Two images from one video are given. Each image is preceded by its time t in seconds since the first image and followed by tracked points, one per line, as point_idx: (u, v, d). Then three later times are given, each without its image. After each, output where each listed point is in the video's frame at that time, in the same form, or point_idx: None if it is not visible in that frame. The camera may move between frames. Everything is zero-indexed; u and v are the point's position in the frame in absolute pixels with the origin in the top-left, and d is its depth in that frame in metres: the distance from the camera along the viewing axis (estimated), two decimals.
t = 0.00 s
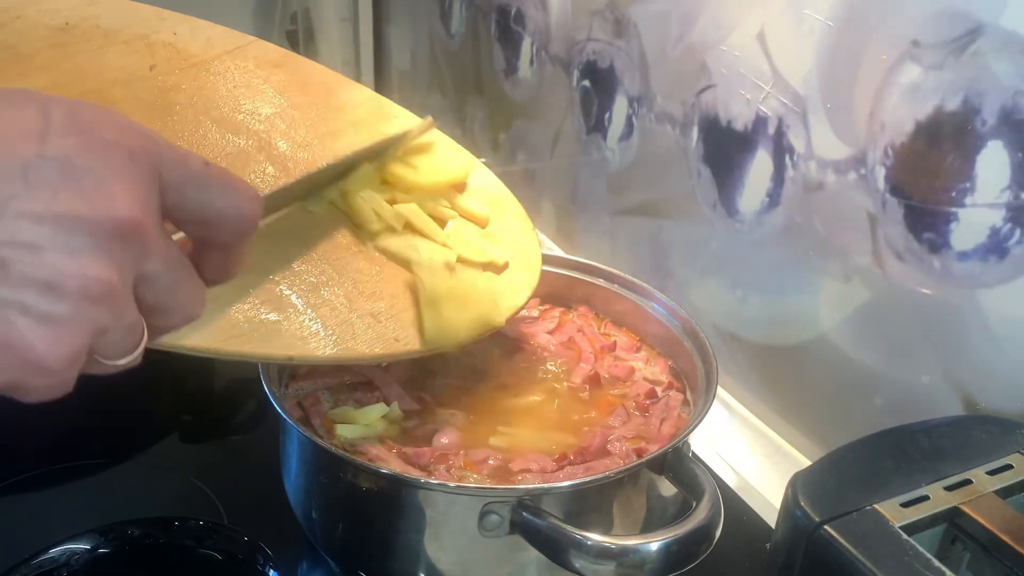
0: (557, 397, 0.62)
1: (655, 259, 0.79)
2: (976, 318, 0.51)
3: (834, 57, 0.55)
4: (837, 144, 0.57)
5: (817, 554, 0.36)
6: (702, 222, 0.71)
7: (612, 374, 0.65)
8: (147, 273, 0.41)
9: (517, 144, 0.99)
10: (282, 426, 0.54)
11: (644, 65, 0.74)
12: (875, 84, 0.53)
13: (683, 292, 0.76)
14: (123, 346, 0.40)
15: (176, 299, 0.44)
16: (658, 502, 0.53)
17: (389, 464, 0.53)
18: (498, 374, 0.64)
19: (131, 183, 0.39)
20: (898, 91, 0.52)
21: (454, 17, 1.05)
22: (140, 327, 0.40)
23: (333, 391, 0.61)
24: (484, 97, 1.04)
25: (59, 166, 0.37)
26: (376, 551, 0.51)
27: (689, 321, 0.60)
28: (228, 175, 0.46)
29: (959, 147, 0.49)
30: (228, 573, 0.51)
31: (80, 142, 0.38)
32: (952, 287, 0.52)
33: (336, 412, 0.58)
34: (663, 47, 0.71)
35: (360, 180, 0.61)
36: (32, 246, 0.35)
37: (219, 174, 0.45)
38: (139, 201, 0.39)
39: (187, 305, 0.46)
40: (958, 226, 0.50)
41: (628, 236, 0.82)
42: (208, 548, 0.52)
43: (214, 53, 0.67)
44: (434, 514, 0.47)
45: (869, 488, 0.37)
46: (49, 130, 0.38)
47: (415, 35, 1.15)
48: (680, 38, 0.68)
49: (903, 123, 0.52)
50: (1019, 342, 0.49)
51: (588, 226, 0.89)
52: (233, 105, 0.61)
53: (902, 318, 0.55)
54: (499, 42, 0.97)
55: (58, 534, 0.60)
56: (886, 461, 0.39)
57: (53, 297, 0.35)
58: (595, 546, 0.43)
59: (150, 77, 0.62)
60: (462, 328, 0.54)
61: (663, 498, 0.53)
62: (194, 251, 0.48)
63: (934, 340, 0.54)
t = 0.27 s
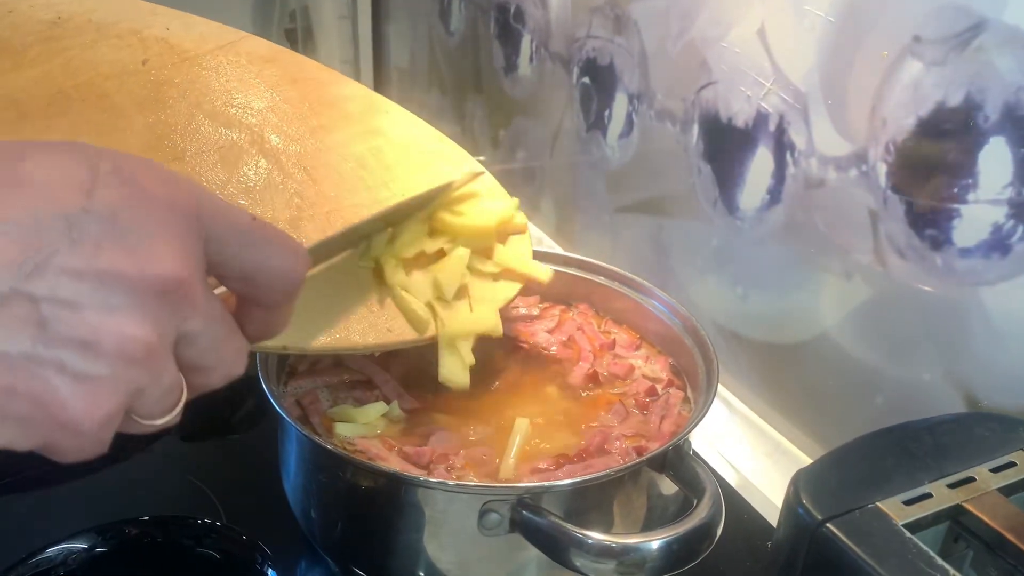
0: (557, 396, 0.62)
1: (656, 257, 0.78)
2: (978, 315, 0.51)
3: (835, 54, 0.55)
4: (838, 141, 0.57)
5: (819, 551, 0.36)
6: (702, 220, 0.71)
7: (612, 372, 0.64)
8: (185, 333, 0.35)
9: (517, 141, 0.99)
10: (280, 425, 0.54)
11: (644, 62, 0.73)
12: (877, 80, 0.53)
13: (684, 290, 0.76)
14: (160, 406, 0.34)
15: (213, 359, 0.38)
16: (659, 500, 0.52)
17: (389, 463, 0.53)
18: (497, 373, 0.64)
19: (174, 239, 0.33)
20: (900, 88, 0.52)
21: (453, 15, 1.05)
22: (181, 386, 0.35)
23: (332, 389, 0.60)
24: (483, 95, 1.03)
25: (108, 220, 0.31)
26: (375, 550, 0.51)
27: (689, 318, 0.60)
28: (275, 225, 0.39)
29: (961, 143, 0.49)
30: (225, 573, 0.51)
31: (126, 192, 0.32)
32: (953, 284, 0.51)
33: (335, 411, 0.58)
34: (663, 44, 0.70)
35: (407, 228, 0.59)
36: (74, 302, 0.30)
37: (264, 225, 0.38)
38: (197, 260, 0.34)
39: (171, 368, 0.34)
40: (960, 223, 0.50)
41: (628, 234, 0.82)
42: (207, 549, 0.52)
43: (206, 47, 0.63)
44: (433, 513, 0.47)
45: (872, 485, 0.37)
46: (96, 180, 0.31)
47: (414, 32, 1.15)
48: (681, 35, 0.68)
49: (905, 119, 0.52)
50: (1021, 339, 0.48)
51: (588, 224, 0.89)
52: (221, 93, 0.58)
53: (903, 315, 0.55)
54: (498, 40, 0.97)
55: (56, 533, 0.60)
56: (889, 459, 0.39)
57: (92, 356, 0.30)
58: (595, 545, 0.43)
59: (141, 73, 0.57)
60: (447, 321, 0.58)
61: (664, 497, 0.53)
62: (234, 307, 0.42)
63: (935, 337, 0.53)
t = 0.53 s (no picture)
0: (562, 399, 0.62)
1: (660, 259, 0.78)
2: (986, 318, 0.50)
3: (842, 56, 0.55)
4: (845, 143, 0.56)
5: (829, 558, 0.35)
6: (707, 222, 0.71)
7: (617, 376, 0.64)
8: (243, 381, 0.34)
9: (519, 143, 0.99)
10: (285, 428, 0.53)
11: (648, 64, 0.73)
12: (884, 82, 0.53)
13: (688, 293, 0.75)
14: (213, 458, 0.35)
15: (269, 413, 0.37)
16: (665, 504, 0.52)
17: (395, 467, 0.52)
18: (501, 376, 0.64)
19: (239, 284, 0.32)
20: (907, 90, 0.51)
21: (455, 15, 1.05)
22: (234, 437, 0.35)
23: (335, 392, 0.60)
24: (486, 96, 1.03)
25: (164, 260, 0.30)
26: (380, 555, 0.50)
27: (695, 321, 0.59)
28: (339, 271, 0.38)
29: (969, 145, 0.49)
30: None
31: (188, 231, 0.31)
32: (962, 287, 0.51)
33: (339, 414, 0.57)
34: (668, 45, 0.70)
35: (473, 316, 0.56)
36: (129, 345, 0.30)
37: (329, 269, 0.37)
38: (258, 309, 0.33)
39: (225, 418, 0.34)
40: (969, 225, 0.50)
41: (632, 236, 0.82)
42: (212, 552, 0.52)
43: (203, 47, 0.65)
44: (439, 518, 0.47)
45: (883, 491, 0.37)
46: (153, 217, 0.30)
47: (416, 33, 1.14)
48: (685, 37, 0.68)
49: (912, 121, 0.51)
50: None
51: (592, 225, 0.88)
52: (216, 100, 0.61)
53: (911, 319, 0.55)
54: (501, 40, 0.97)
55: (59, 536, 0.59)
56: (900, 465, 0.38)
57: (143, 402, 0.31)
58: (603, 550, 0.43)
59: (136, 74, 0.61)
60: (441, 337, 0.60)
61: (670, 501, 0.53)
62: (296, 355, 0.41)
63: (943, 340, 0.53)
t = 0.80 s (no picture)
0: (564, 398, 0.62)
1: (662, 260, 0.78)
2: (987, 320, 0.50)
3: (844, 57, 0.55)
4: (847, 145, 0.56)
5: (832, 557, 0.35)
6: (708, 223, 0.71)
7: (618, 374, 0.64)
8: (177, 317, 0.31)
9: (520, 144, 0.99)
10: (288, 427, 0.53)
11: (650, 65, 0.73)
12: (886, 83, 0.53)
13: (690, 293, 0.75)
14: (147, 396, 0.31)
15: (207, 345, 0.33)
16: (666, 505, 0.52)
17: (397, 466, 0.52)
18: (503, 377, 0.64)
19: (166, 216, 0.29)
20: (908, 91, 0.52)
21: (457, 17, 1.05)
22: (173, 371, 0.31)
23: (338, 391, 0.60)
24: (488, 97, 1.03)
25: (90, 192, 0.27)
26: (382, 555, 0.51)
27: (696, 322, 0.59)
28: (272, 200, 0.35)
29: (971, 146, 0.49)
30: None
31: (108, 164, 0.28)
32: (963, 288, 0.51)
33: (341, 413, 0.57)
34: (670, 47, 0.70)
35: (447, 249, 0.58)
36: (54, 288, 0.27)
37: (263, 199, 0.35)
38: (190, 239, 0.30)
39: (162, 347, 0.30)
40: (970, 227, 0.50)
41: (634, 237, 0.82)
42: (215, 551, 0.52)
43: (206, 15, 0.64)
44: (440, 517, 0.47)
45: (884, 491, 0.37)
46: (72, 149, 0.28)
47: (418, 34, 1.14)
48: (688, 38, 0.68)
49: (913, 123, 0.52)
50: None
51: (593, 226, 0.89)
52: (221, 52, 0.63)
53: (912, 320, 0.55)
54: (503, 42, 0.97)
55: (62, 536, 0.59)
56: (901, 464, 0.39)
57: (73, 346, 0.27)
58: (605, 549, 0.43)
59: (148, 40, 0.60)
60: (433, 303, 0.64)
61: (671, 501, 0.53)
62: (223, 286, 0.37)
63: (944, 341, 0.53)
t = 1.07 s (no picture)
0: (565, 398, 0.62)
1: (661, 260, 0.79)
2: (984, 321, 0.51)
3: (843, 60, 0.55)
4: (846, 147, 0.57)
5: (828, 556, 0.36)
6: (708, 224, 0.71)
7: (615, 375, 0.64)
8: (229, 404, 0.29)
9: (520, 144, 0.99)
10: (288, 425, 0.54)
11: (650, 66, 0.74)
12: (884, 86, 0.53)
13: (689, 294, 0.76)
14: (197, 483, 0.29)
15: (260, 438, 0.31)
16: (665, 503, 0.53)
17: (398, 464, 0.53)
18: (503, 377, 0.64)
19: (232, 307, 0.27)
20: (907, 94, 0.52)
21: (458, 17, 1.05)
22: (221, 462, 0.29)
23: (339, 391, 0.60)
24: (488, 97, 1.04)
25: (158, 279, 0.25)
26: (382, 552, 0.51)
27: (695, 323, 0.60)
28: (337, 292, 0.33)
29: (968, 149, 0.49)
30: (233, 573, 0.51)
31: (181, 247, 0.26)
32: (960, 290, 0.52)
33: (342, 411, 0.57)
34: (670, 48, 0.71)
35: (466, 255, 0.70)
36: (112, 365, 0.25)
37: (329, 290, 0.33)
38: (252, 331, 0.28)
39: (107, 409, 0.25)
40: (968, 229, 0.50)
41: (633, 237, 0.82)
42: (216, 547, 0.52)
43: None
44: (441, 514, 0.47)
45: (881, 490, 0.37)
46: (148, 232, 0.26)
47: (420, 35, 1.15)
48: (688, 40, 0.68)
49: (912, 126, 0.52)
50: None
51: (592, 226, 0.89)
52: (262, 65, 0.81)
53: (910, 321, 0.55)
54: (503, 42, 0.98)
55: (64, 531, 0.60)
56: (897, 464, 0.39)
57: (127, 424, 0.25)
58: (603, 547, 0.43)
59: (154, 13, 0.66)
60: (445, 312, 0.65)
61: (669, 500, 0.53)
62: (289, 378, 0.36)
63: (942, 343, 0.54)
